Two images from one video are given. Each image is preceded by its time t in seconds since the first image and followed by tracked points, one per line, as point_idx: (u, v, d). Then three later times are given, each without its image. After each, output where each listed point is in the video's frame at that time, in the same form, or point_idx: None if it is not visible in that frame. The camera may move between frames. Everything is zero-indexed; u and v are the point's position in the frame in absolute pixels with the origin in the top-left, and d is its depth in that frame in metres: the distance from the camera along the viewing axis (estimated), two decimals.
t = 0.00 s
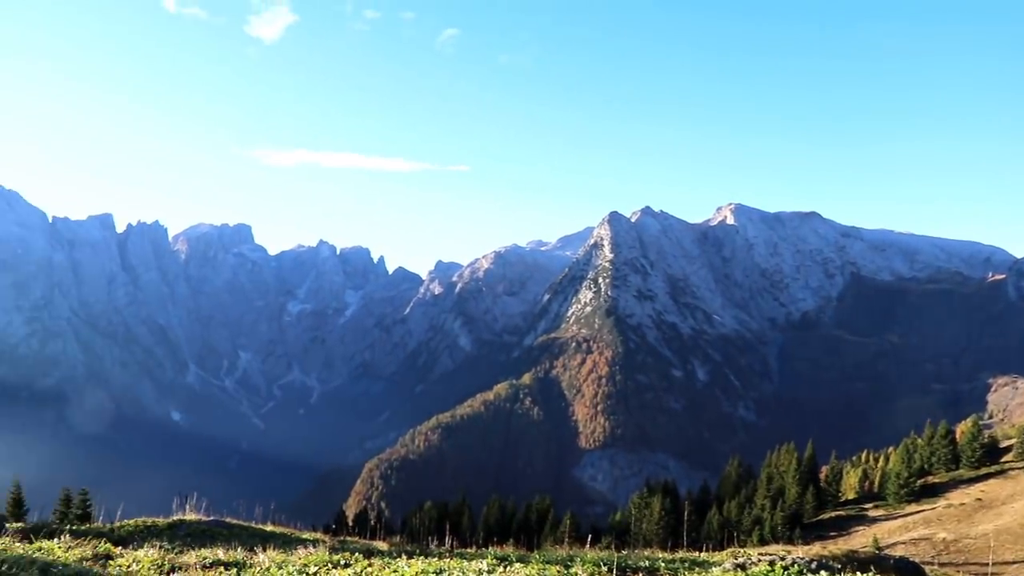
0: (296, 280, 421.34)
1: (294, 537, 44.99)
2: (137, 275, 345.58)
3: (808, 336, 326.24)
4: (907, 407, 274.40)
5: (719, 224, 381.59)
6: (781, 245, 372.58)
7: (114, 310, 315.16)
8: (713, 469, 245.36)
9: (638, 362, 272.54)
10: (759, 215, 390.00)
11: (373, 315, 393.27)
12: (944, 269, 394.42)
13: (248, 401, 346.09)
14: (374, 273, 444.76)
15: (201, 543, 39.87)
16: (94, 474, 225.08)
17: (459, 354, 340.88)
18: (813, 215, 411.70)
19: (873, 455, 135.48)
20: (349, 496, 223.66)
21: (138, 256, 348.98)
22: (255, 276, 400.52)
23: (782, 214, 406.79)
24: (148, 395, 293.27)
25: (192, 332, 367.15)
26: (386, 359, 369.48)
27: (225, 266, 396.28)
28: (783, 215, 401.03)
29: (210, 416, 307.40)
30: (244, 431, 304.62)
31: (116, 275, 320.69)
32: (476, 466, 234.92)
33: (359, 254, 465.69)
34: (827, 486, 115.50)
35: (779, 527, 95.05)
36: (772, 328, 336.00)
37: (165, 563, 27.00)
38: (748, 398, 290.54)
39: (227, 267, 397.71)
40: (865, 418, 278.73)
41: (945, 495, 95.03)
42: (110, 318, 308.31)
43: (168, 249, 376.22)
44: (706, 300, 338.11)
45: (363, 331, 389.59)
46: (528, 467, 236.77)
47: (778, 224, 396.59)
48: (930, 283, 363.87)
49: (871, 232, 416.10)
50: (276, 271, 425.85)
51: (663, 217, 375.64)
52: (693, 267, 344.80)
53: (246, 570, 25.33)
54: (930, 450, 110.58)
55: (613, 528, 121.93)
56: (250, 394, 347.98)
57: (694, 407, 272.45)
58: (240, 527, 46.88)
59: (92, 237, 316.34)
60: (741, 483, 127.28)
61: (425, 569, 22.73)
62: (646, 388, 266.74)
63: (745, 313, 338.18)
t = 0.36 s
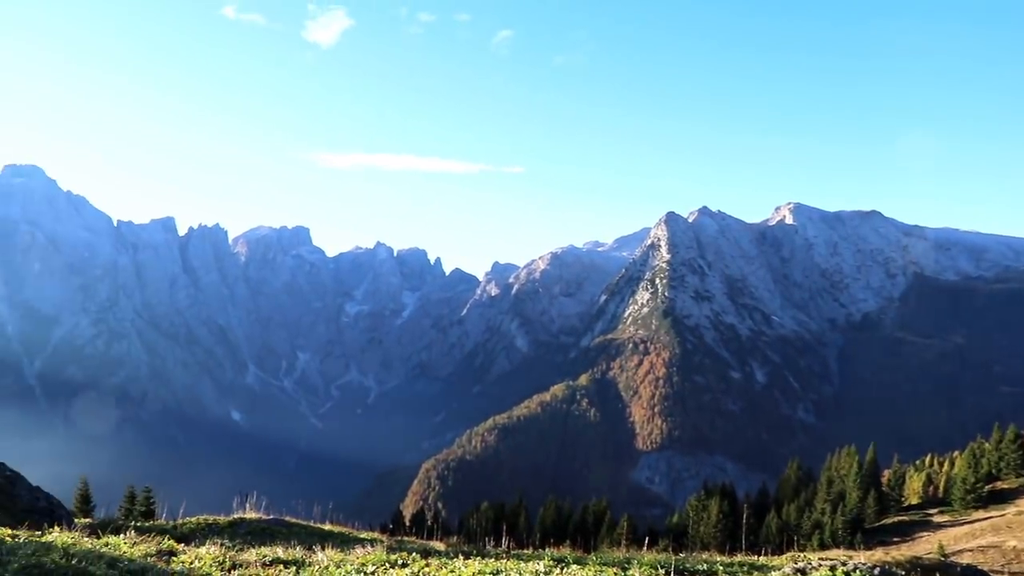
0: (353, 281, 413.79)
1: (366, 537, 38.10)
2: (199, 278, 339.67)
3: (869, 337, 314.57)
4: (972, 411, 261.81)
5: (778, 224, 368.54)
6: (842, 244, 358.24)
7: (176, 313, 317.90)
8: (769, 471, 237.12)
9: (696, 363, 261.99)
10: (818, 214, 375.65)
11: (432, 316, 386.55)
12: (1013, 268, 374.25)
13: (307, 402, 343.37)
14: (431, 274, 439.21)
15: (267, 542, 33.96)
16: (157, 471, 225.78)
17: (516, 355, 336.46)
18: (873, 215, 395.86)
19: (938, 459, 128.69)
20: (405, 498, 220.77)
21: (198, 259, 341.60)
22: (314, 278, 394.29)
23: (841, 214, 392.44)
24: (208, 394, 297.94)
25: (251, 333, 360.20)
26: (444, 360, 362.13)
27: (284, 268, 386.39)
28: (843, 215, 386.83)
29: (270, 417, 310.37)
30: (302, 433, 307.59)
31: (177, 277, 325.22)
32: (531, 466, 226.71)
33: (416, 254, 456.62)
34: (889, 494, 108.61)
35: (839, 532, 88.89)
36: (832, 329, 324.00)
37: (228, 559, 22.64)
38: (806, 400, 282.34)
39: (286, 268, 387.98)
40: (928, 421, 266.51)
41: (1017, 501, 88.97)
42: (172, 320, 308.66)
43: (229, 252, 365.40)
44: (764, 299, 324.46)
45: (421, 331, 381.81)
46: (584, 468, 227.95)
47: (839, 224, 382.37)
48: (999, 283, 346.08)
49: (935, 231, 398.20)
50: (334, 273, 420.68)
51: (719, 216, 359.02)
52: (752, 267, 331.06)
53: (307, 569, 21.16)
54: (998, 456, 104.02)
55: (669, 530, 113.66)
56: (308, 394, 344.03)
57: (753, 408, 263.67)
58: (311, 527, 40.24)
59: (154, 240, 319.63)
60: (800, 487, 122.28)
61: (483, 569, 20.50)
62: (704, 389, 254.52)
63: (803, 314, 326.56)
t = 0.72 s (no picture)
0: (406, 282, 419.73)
1: (418, 538, 38.53)
2: (252, 279, 347.43)
3: (927, 338, 303.14)
4: None
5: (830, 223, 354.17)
6: (899, 243, 346.33)
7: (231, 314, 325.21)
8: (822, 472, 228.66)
9: (749, 364, 255.44)
10: (874, 212, 363.36)
11: (482, 317, 388.26)
12: None
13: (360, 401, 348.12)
14: (482, 275, 442.19)
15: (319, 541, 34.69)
16: (212, 470, 231.60)
17: (567, 356, 334.64)
18: (933, 213, 380.66)
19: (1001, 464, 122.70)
20: (456, 498, 221.53)
21: (254, 261, 351.63)
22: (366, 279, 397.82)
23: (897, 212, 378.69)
24: (263, 392, 302.94)
25: (305, 335, 365.09)
26: (495, 361, 363.69)
27: (337, 270, 392.90)
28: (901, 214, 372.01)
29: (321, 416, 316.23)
30: (354, 435, 311.14)
31: (232, 279, 334.74)
32: (582, 466, 222.15)
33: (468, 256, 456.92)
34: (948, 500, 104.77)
35: (897, 538, 84.73)
36: (889, 331, 313.69)
37: (281, 558, 23.06)
38: (861, 402, 273.94)
39: (339, 270, 394.40)
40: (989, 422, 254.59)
41: None
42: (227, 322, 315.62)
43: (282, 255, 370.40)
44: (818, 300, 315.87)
45: (472, 333, 383.23)
46: (636, 470, 221.77)
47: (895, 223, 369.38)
48: None
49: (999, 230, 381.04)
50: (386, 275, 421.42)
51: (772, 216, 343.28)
52: (805, 268, 322.17)
53: (361, 569, 21.44)
54: None
55: (722, 533, 110.96)
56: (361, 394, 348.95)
57: (808, 410, 254.72)
58: (363, 526, 41.05)
59: (210, 243, 332.02)
60: (856, 491, 118.73)
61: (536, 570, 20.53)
62: (757, 390, 246.78)
63: (858, 315, 316.62)
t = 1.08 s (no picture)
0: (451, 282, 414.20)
1: (464, 538, 38.90)
2: (299, 281, 353.96)
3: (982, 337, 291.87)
4: None
5: (881, 221, 343.61)
6: (952, 242, 334.91)
7: (279, 315, 332.69)
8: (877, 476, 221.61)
9: (798, 366, 248.59)
10: (925, 211, 352.47)
11: (528, 317, 387.94)
12: None
13: (407, 402, 351.69)
14: (528, 275, 438.34)
15: (365, 540, 35.22)
16: (260, 470, 237.14)
17: (613, 357, 334.29)
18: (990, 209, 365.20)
19: None
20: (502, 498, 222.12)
21: (301, 262, 356.87)
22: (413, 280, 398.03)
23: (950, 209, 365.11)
24: (311, 393, 310.55)
25: (352, 335, 371.06)
26: (541, 362, 363.83)
27: (383, 271, 393.79)
28: (953, 210, 359.42)
29: (367, 417, 320.84)
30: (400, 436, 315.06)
31: (280, 281, 340.99)
32: (628, 465, 221.44)
33: (514, 256, 455.34)
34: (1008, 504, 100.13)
35: (951, 543, 81.72)
36: (943, 331, 302.87)
37: (329, 556, 23.57)
38: (913, 403, 265.04)
39: (385, 272, 394.11)
40: None
41: None
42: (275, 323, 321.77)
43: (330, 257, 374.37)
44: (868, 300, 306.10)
45: (518, 334, 383.00)
46: (682, 470, 219.41)
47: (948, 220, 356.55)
48: None
49: None
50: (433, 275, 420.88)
51: (820, 216, 333.01)
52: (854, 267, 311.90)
53: (407, 568, 21.53)
54: None
55: (770, 535, 109.07)
56: (408, 395, 352.43)
57: (857, 413, 246.55)
58: (409, 526, 41.47)
59: (258, 245, 337.20)
60: (909, 495, 114.39)
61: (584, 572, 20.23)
62: (805, 393, 241.51)
63: (910, 314, 305.93)
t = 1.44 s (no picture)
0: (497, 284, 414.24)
1: (508, 539, 39.20)
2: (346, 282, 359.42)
3: None
4: None
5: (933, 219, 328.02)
6: (1007, 241, 324.69)
7: (326, 316, 338.64)
8: (931, 480, 214.72)
9: (848, 367, 239.94)
10: (978, 210, 341.15)
11: (574, 318, 385.72)
12: None
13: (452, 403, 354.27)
14: (574, 276, 433.62)
15: (411, 540, 35.80)
16: (307, 469, 242.15)
17: (659, 358, 333.12)
18: None
19: None
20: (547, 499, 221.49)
21: (347, 264, 361.06)
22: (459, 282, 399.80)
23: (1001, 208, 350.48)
24: (357, 394, 316.02)
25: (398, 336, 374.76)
26: (588, 363, 364.02)
27: (428, 272, 397.09)
28: (1005, 208, 346.15)
29: (414, 417, 325.13)
30: (445, 435, 317.78)
31: (327, 283, 346.84)
32: (675, 465, 216.41)
33: (559, 257, 453.30)
34: None
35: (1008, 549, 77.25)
36: (997, 332, 291.96)
37: (375, 556, 24.03)
38: (968, 408, 253.11)
39: (431, 273, 397.92)
40: None
41: None
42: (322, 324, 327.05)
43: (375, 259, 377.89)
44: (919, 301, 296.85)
45: (563, 334, 381.51)
46: (730, 471, 214.28)
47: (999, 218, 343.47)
48: None
49: None
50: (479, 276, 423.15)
51: (869, 214, 316.12)
52: (905, 267, 302.42)
53: (452, 568, 21.94)
54: None
55: (818, 539, 106.16)
56: (454, 397, 354.90)
57: (909, 415, 237.58)
58: (454, 527, 41.85)
59: (305, 246, 342.54)
60: (963, 500, 109.63)
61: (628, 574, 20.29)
62: (855, 394, 232.49)
63: (962, 315, 297.05)
